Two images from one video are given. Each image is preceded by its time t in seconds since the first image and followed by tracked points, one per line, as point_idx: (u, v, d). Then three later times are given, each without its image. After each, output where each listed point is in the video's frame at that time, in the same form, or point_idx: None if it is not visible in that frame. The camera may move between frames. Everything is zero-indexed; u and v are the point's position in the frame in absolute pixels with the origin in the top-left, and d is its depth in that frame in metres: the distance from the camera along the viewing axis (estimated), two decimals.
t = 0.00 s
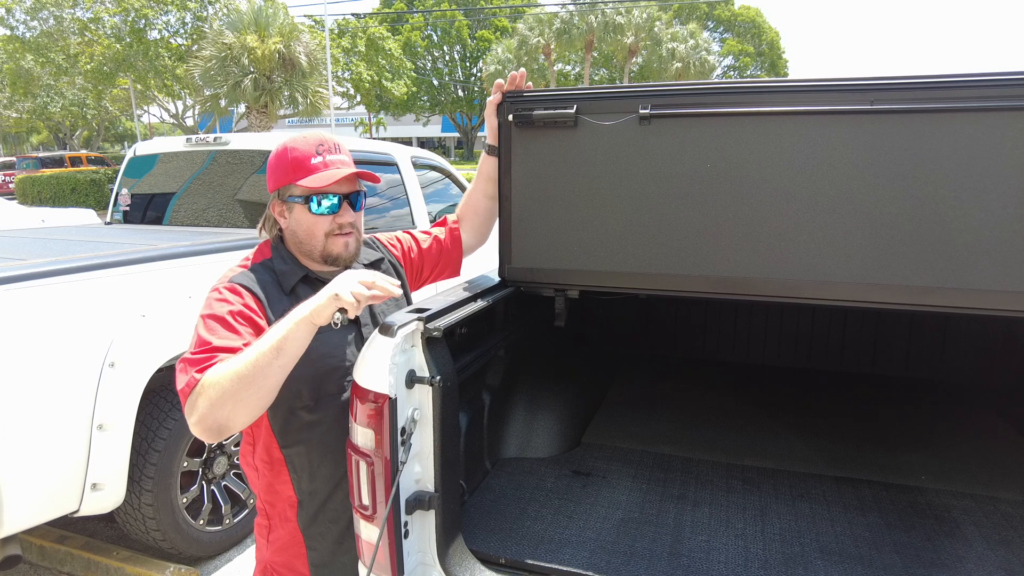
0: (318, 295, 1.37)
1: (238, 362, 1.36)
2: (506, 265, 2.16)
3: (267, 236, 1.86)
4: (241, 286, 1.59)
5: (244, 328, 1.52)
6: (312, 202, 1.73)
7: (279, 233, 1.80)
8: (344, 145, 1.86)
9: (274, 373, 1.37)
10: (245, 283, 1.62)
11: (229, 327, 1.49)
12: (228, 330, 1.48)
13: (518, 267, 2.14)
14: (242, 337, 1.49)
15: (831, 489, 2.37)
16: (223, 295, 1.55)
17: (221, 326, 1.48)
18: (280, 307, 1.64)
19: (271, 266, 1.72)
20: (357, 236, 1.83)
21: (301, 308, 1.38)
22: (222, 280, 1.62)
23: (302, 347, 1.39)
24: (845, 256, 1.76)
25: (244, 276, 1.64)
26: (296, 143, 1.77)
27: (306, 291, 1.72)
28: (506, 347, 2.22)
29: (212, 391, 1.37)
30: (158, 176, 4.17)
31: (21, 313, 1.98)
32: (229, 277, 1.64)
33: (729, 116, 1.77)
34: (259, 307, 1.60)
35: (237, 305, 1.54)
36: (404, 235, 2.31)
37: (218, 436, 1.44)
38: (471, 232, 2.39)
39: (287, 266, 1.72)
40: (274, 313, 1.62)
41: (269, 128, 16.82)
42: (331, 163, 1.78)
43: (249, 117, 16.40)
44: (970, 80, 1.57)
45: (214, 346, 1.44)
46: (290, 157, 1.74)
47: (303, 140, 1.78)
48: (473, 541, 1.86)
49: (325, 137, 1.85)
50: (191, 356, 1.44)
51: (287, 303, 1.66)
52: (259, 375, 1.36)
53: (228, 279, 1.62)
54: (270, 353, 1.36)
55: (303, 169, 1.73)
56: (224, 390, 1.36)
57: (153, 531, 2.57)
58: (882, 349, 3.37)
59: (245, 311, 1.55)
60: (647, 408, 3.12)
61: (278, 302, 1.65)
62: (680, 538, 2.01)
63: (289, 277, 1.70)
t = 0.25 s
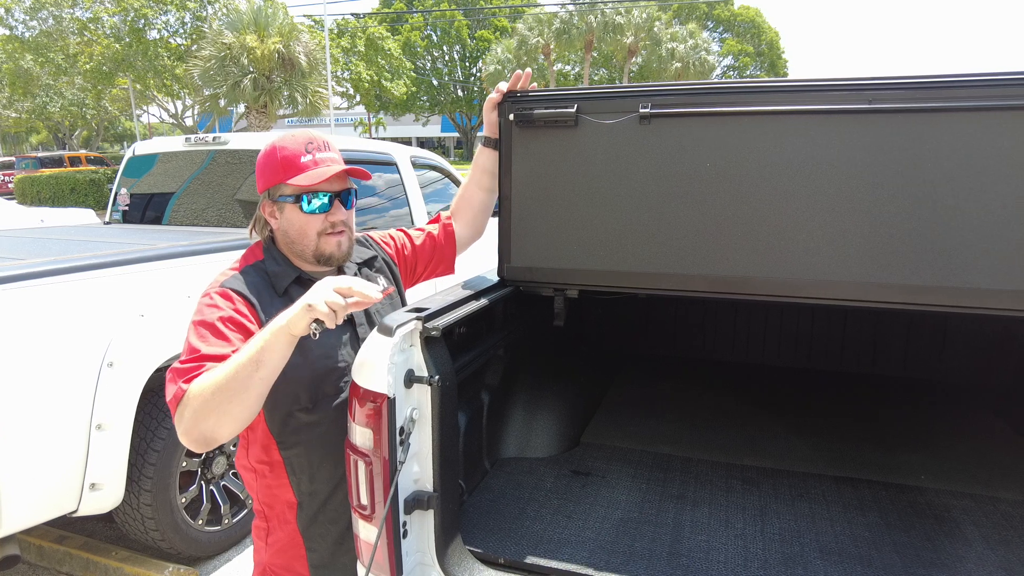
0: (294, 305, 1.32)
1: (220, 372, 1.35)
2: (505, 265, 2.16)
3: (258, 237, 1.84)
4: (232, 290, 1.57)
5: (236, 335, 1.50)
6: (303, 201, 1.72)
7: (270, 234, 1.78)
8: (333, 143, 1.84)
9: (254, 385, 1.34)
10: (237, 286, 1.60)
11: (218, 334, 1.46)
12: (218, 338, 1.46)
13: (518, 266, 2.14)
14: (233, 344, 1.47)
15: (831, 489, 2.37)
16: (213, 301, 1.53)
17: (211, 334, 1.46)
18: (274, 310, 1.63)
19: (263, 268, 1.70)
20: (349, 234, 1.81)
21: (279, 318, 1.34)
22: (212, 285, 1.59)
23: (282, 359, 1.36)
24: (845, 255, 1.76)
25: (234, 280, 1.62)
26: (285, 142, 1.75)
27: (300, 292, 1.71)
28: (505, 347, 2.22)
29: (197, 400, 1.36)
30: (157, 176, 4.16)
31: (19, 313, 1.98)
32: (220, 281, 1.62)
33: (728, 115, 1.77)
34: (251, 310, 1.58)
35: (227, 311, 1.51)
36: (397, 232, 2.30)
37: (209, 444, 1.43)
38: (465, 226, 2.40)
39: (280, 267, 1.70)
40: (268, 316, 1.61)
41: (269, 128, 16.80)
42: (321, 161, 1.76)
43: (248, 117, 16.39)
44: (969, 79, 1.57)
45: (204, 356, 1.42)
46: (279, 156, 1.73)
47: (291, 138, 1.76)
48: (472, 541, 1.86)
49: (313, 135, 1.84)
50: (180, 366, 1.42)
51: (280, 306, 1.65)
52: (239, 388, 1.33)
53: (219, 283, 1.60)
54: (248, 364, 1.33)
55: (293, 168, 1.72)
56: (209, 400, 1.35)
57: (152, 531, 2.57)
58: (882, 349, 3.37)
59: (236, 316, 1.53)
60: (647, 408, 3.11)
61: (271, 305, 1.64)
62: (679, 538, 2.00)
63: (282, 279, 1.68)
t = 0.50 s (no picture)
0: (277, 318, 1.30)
1: (207, 386, 1.33)
2: (503, 265, 2.16)
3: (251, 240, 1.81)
4: (225, 296, 1.56)
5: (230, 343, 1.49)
6: (295, 203, 1.69)
7: (262, 236, 1.76)
8: (325, 144, 1.82)
9: (240, 398, 1.33)
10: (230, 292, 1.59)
11: (213, 344, 1.45)
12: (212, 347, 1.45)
13: (516, 266, 2.14)
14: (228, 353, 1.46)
15: (830, 489, 2.37)
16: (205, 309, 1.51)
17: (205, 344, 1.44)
18: (268, 313, 1.62)
19: (256, 272, 1.69)
20: (343, 236, 1.78)
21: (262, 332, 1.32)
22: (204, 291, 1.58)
23: (268, 373, 1.34)
24: (843, 255, 1.76)
25: (226, 285, 1.60)
26: (276, 143, 1.72)
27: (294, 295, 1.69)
28: (503, 347, 2.22)
29: (185, 413, 1.35)
30: (156, 176, 4.16)
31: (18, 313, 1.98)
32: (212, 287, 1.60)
33: (727, 115, 1.77)
34: (245, 315, 1.57)
35: (221, 320, 1.50)
36: (390, 232, 2.26)
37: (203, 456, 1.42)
38: (458, 226, 2.38)
39: (274, 271, 1.68)
40: (262, 320, 1.59)
41: (268, 128, 16.79)
42: (313, 163, 1.74)
43: (248, 116, 16.38)
44: (968, 79, 1.56)
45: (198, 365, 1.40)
46: (270, 158, 1.70)
47: (282, 139, 1.72)
48: (470, 541, 1.86)
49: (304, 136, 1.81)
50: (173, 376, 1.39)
51: (274, 309, 1.63)
52: (226, 401, 1.32)
53: (211, 289, 1.59)
54: (234, 379, 1.31)
55: (285, 170, 1.69)
56: (198, 412, 1.34)
57: (151, 531, 2.57)
58: (881, 349, 3.37)
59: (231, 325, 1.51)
60: (646, 408, 3.11)
61: (265, 309, 1.62)
62: (677, 538, 2.00)
63: (275, 282, 1.67)
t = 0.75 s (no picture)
0: (324, 441, 1.23)
1: (232, 447, 1.28)
2: (503, 265, 2.15)
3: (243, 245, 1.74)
4: (219, 304, 1.49)
5: (225, 355, 1.45)
6: (290, 210, 1.64)
7: (255, 241, 1.69)
8: (322, 148, 1.76)
9: (253, 476, 1.28)
10: (223, 299, 1.51)
11: (208, 358, 1.41)
12: (208, 362, 1.41)
13: (515, 267, 2.14)
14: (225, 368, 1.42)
15: (829, 489, 2.37)
16: (198, 320, 1.45)
17: (200, 359, 1.40)
18: (264, 320, 1.55)
19: (249, 276, 1.61)
20: (339, 243, 1.71)
21: (305, 435, 1.26)
22: (196, 300, 1.51)
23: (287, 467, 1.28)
24: (842, 255, 1.76)
25: (219, 291, 1.53)
26: (271, 147, 1.66)
27: (290, 300, 1.63)
28: (502, 347, 2.22)
29: (197, 454, 1.31)
30: (156, 176, 4.16)
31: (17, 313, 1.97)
32: (204, 295, 1.52)
33: (726, 115, 1.77)
34: (240, 323, 1.50)
35: (214, 330, 1.45)
36: (383, 234, 2.22)
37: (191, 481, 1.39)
38: (452, 229, 2.33)
39: (268, 276, 1.61)
40: (258, 327, 1.53)
41: (267, 128, 16.80)
42: (309, 168, 1.68)
43: (247, 116, 16.39)
44: (967, 79, 1.56)
45: (195, 385, 1.36)
46: (265, 162, 1.64)
47: (278, 142, 1.66)
48: (470, 541, 1.85)
49: (299, 139, 1.74)
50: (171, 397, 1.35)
51: (269, 315, 1.56)
52: (235, 465, 1.27)
53: (203, 297, 1.51)
54: (257, 459, 1.27)
55: (281, 174, 1.63)
56: (206, 459, 1.30)
57: (149, 531, 2.57)
58: (880, 350, 3.36)
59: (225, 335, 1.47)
60: (646, 408, 3.11)
61: (261, 316, 1.55)
62: (676, 538, 2.00)
63: (270, 287, 1.60)
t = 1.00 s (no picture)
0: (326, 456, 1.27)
1: (234, 461, 1.30)
2: (502, 265, 2.15)
3: (240, 247, 1.73)
4: (217, 310, 1.48)
5: (223, 365, 1.44)
6: (287, 211, 1.62)
7: (253, 243, 1.68)
8: (319, 149, 1.75)
9: (256, 490, 1.30)
10: (221, 304, 1.50)
11: (207, 370, 1.40)
12: (206, 374, 1.40)
13: (515, 267, 2.13)
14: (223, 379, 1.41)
15: (829, 489, 2.37)
16: (196, 330, 1.43)
17: (198, 371, 1.39)
18: (262, 325, 1.54)
19: (247, 280, 1.61)
20: (337, 245, 1.70)
21: (308, 450, 1.28)
22: (192, 306, 1.49)
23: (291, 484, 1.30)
24: (843, 255, 1.75)
25: (216, 296, 1.52)
26: (267, 148, 1.65)
27: (288, 304, 1.62)
28: (502, 347, 2.21)
29: (198, 468, 1.31)
30: (154, 176, 4.16)
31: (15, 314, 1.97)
32: (200, 301, 1.51)
33: (726, 115, 1.76)
34: (238, 328, 1.50)
35: (212, 340, 1.44)
36: (379, 233, 2.21)
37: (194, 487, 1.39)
38: (449, 228, 2.32)
39: (266, 280, 1.60)
40: (257, 332, 1.52)
41: (266, 128, 16.79)
42: (306, 170, 1.67)
43: (247, 116, 16.38)
44: (968, 78, 1.56)
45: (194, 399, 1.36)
46: (262, 164, 1.63)
47: (274, 143, 1.66)
48: (470, 542, 1.85)
49: (296, 140, 1.74)
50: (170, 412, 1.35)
51: (268, 321, 1.56)
52: (242, 483, 1.29)
53: (200, 303, 1.50)
54: (261, 473, 1.29)
55: (277, 177, 1.62)
56: (208, 473, 1.30)
57: (149, 531, 2.56)
58: (880, 350, 3.36)
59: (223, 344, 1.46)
60: (646, 408, 3.10)
61: (259, 321, 1.54)
62: (677, 538, 2.00)
63: (268, 291, 1.59)
